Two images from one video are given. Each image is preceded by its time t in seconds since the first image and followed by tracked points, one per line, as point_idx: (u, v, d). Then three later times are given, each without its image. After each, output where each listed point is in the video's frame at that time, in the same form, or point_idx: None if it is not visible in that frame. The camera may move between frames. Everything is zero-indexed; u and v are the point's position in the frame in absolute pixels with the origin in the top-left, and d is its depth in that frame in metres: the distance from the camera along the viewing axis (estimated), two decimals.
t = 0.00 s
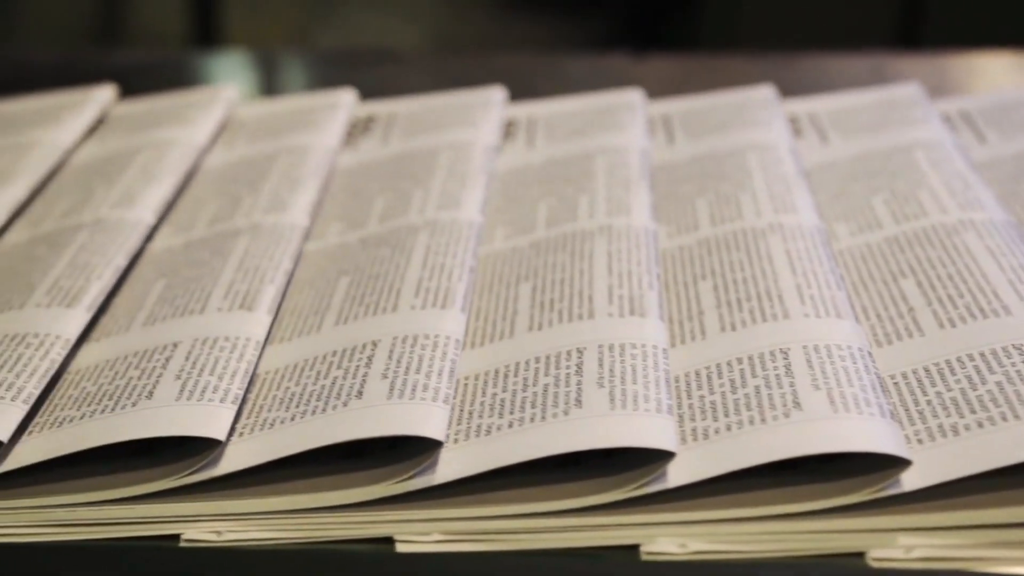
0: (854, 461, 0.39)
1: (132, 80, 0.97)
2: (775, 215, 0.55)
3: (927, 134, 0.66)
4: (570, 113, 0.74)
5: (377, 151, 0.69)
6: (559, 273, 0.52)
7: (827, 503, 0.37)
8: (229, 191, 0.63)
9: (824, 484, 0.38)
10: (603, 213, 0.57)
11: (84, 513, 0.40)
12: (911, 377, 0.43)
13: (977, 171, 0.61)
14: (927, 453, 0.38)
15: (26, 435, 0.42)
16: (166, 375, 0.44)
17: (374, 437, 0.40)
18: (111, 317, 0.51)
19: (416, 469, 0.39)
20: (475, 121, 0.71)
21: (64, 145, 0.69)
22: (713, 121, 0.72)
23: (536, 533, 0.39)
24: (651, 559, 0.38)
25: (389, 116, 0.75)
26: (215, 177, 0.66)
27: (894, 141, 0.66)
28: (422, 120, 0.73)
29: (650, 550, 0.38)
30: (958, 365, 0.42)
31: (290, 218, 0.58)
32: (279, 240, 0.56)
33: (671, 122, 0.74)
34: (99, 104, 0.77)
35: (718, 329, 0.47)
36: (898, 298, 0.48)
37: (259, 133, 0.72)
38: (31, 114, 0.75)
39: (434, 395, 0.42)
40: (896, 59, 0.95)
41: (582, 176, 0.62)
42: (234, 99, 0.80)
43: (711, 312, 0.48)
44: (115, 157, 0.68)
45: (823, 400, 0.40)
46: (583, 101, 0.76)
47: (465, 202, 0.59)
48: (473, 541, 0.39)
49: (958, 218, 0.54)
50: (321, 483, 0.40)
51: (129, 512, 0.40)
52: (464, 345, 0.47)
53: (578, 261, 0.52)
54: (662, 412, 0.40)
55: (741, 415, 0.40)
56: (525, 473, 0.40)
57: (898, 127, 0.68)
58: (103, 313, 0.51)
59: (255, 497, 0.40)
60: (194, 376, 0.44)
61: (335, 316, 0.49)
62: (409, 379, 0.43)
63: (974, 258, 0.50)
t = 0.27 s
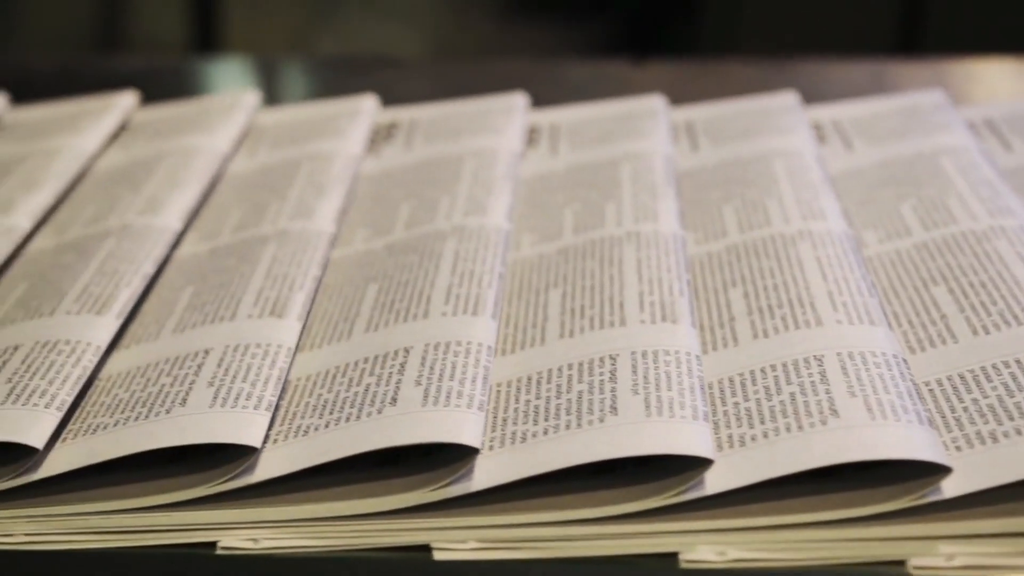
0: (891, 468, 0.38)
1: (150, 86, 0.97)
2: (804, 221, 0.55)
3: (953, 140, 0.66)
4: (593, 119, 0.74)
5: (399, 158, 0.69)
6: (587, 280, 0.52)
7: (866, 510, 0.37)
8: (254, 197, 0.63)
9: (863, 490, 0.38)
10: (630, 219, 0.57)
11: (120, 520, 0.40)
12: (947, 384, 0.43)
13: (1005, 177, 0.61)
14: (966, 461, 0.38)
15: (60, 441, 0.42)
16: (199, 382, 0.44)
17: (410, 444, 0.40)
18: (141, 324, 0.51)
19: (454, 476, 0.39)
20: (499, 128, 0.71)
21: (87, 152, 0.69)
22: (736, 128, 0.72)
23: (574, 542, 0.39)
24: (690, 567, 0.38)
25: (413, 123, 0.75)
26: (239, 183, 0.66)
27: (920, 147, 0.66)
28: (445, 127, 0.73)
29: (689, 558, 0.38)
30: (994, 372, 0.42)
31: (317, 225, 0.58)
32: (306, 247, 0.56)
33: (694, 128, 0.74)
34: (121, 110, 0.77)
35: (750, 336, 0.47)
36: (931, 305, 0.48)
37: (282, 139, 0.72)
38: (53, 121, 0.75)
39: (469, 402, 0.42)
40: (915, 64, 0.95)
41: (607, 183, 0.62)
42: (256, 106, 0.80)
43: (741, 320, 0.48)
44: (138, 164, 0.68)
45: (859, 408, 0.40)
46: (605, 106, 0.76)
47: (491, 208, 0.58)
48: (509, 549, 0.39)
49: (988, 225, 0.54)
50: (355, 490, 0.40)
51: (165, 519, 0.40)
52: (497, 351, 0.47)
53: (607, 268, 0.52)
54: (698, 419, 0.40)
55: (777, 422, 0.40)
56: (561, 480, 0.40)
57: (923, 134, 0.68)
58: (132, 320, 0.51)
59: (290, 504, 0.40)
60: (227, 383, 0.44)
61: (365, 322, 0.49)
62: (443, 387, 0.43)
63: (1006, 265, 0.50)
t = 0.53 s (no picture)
0: (930, 476, 0.38)
1: (165, 92, 0.97)
2: (832, 228, 0.55)
3: (976, 148, 0.66)
4: (614, 126, 0.74)
5: (421, 165, 0.69)
6: (617, 287, 0.51)
7: (905, 518, 0.37)
8: (278, 203, 0.63)
9: (901, 499, 0.38)
10: (657, 226, 0.57)
11: (154, 527, 0.40)
12: (981, 392, 0.43)
13: None
14: (1006, 469, 0.38)
15: (93, 450, 0.42)
16: (232, 390, 0.44)
17: (445, 452, 0.40)
18: (170, 331, 0.50)
19: (489, 484, 0.39)
20: (522, 135, 0.71)
21: (109, 159, 0.69)
22: (759, 134, 0.71)
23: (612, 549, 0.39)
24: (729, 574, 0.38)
25: (434, 130, 0.75)
26: (263, 189, 0.66)
27: (944, 154, 0.66)
28: (466, 134, 0.73)
29: (727, 565, 0.38)
30: None
31: (343, 233, 0.58)
32: (333, 254, 0.55)
33: (717, 135, 0.74)
34: (141, 117, 0.77)
35: (782, 344, 0.47)
36: (963, 313, 0.48)
37: (304, 146, 0.72)
38: (73, 128, 0.75)
39: (504, 410, 0.42)
40: (932, 73, 0.95)
41: (632, 190, 0.62)
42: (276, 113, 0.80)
43: (773, 327, 0.48)
44: (160, 171, 0.68)
45: (897, 415, 0.40)
46: (626, 113, 0.76)
47: (517, 215, 0.58)
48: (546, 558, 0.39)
49: (1016, 233, 0.54)
50: (392, 498, 0.40)
51: (198, 527, 0.40)
52: (528, 357, 0.47)
53: (636, 275, 0.52)
54: (735, 426, 0.40)
55: (814, 429, 0.40)
56: (597, 488, 0.40)
57: (946, 141, 0.68)
58: (161, 328, 0.51)
59: (326, 512, 0.40)
60: (260, 391, 0.44)
61: (395, 330, 0.49)
62: (478, 395, 0.42)
63: None
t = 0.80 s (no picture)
0: (967, 486, 0.38)
1: (183, 101, 0.97)
2: (860, 236, 0.55)
3: (1000, 156, 0.66)
4: (636, 134, 0.74)
5: (444, 171, 0.69)
6: (645, 294, 0.51)
7: (943, 527, 0.37)
8: (301, 210, 0.63)
9: (939, 507, 0.37)
10: (683, 233, 0.56)
11: (187, 536, 0.40)
12: (1016, 402, 0.43)
13: None
14: None
15: (126, 458, 0.42)
16: (263, 398, 0.44)
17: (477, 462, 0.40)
18: (198, 339, 0.50)
19: (524, 493, 0.39)
20: (545, 142, 0.70)
21: (132, 167, 0.69)
22: (781, 143, 0.71)
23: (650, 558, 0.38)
24: None
25: (456, 137, 0.75)
26: (286, 197, 0.66)
27: (967, 163, 0.66)
28: (488, 142, 0.72)
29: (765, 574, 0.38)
30: None
31: (369, 240, 0.57)
32: (360, 261, 0.55)
33: (739, 143, 0.73)
34: (162, 125, 0.77)
35: (814, 352, 0.46)
36: (994, 321, 0.48)
37: (325, 154, 0.72)
38: (95, 136, 0.75)
39: (538, 417, 0.41)
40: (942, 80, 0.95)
41: (657, 197, 0.62)
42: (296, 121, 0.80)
43: (804, 335, 0.48)
44: (183, 179, 0.68)
45: (933, 424, 0.39)
46: (647, 121, 0.76)
47: (544, 222, 0.58)
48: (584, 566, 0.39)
49: None
50: (427, 506, 0.40)
51: (232, 536, 0.40)
52: (560, 366, 0.47)
53: (665, 283, 0.52)
54: (770, 435, 0.40)
55: (850, 438, 0.40)
56: (632, 497, 0.40)
57: (969, 149, 0.68)
58: (189, 336, 0.50)
59: (362, 522, 0.40)
60: (292, 400, 0.43)
61: (424, 338, 0.49)
62: (511, 403, 0.42)
63: None
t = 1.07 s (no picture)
0: (1002, 495, 0.38)
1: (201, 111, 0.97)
2: (886, 245, 0.55)
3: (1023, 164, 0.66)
4: (657, 142, 0.73)
5: (467, 180, 0.68)
6: (673, 302, 0.51)
7: (979, 537, 0.37)
8: (325, 220, 0.62)
9: (973, 517, 0.38)
10: (709, 242, 0.56)
11: (221, 546, 0.40)
12: None
13: None
14: None
15: (158, 466, 0.42)
16: (295, 406, 0.44)
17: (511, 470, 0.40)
18: (226, 347, 0.50)
19: (559, 502, 0.39)
20: (568, 151, 0.70)
21: (156, 173, 0.69)
22: (803, 151, 0.71)
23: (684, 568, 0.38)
24: None
25: (478, 145, 0.74)
26: (309, 206, 0.65)
27: (990, 170, 0.66)
28: (512, 147, 0.72)
29: None
30: None
31: (393, 248, 0.57)
32: (388, 270, 0.55)
33: (761, 152, 0.73)
34: (184, 132, 0.76)
35: (845, 361, 0.46)
36: None
37: (348, 163, 0.72)
38: (116, 145, 0.75)
39: (570, 425, 0.41)
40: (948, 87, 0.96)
41: (681, 206, 0.61)
42: (317, 130, 0.80)
43: (834, 343, 0.48)
44: (205, 187, 0.67)
45: (969, 432, 0.39)
46: (667, 130, 0.76)
47: (569, 230, 0.57)
48: None
49: None
50: (460, 514, 0.40)
51: (265, 545, 0.40)
52: (592, 374, 0.47)
53: (695, 290, 0.51)
54: (805, 443, 0.39)
55: (885, 445, 0.40)
56: (666, 505, 0.40)
57: (991, 157, 0.68)
58: (217, 344, 0.50)
59: (396, 529, 0.40)
60: (324, 408, 0.43)
61: (452, 347, 0.49)
62: (544, 411, 0.42)
63: None
